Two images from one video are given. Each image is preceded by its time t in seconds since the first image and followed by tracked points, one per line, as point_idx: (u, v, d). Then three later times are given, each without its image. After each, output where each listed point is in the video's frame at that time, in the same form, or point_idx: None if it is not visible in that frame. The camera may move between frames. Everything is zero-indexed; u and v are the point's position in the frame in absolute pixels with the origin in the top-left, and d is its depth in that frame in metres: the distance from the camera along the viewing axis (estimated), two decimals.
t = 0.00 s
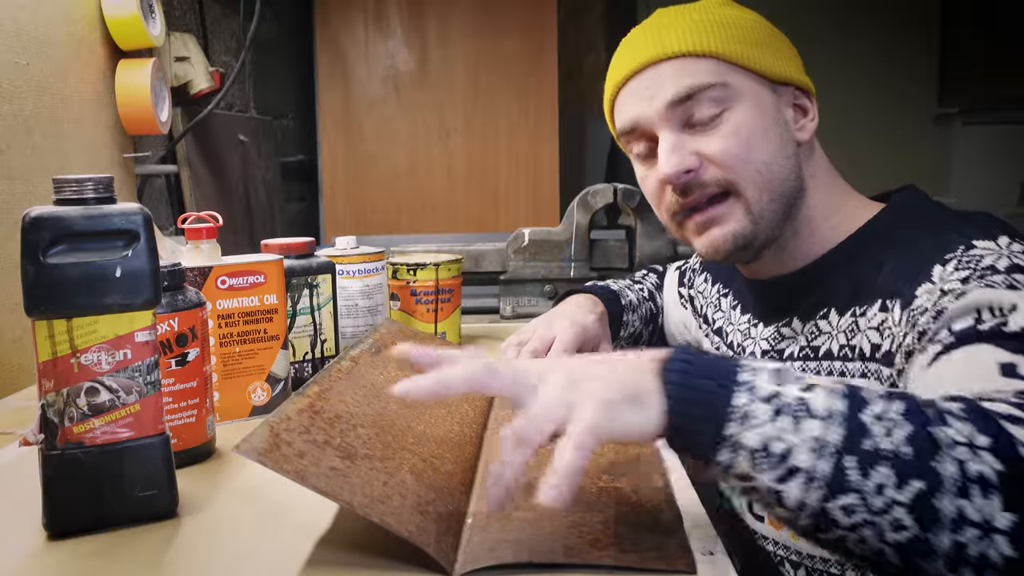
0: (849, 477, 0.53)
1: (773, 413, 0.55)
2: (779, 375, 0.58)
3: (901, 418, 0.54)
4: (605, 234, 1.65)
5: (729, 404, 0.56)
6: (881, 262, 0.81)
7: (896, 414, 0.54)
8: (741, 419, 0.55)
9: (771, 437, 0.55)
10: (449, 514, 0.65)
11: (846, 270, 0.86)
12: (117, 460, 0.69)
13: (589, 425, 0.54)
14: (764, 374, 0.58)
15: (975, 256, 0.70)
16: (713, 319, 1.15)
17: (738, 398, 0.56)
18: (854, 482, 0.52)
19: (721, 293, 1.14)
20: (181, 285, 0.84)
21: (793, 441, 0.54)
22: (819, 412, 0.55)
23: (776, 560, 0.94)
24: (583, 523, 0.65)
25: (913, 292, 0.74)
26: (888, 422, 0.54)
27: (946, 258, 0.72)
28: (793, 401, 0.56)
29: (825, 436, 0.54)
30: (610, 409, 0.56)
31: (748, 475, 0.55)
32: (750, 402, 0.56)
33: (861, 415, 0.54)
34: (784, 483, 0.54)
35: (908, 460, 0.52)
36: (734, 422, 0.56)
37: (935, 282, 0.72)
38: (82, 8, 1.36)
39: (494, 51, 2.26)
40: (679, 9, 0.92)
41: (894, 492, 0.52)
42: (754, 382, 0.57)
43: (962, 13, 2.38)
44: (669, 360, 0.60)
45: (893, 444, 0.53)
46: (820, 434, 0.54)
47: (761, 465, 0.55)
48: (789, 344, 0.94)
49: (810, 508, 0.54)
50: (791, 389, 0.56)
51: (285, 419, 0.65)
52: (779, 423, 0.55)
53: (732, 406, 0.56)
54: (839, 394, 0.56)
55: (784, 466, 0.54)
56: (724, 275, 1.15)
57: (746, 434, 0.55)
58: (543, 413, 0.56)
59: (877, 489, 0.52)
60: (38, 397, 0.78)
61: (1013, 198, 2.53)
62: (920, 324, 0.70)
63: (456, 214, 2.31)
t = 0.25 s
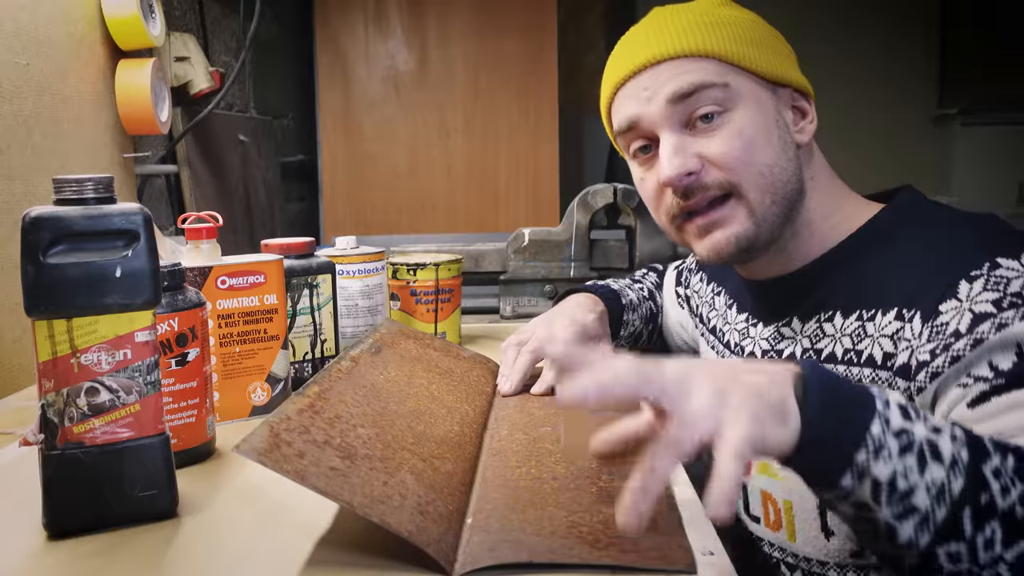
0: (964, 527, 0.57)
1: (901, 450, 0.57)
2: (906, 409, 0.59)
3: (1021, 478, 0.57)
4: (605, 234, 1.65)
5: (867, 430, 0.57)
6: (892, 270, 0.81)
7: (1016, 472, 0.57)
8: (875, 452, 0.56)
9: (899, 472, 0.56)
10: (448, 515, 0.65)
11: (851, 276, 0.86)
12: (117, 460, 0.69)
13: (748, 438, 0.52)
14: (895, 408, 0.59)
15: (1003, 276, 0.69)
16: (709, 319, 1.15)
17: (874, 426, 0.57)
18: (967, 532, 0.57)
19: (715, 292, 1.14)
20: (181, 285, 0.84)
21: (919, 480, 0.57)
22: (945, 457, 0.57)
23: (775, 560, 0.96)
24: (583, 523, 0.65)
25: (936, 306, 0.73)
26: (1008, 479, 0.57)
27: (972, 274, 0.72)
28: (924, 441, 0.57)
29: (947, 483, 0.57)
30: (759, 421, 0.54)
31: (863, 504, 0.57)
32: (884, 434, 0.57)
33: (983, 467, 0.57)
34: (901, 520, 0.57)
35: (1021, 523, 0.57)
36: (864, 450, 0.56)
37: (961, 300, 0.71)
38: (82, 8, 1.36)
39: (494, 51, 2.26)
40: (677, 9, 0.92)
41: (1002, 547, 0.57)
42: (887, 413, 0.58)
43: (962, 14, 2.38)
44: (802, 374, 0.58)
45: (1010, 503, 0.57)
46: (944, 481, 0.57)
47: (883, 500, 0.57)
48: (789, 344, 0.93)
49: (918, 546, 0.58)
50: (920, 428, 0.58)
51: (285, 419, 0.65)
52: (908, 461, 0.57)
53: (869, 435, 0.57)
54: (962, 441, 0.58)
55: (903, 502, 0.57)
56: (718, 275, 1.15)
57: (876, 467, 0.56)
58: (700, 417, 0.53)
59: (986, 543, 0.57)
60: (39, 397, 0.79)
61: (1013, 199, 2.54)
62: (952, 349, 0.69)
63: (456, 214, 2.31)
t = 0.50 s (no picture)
0: None
1: (910, 519, 0.61)
2: (916, 476, 0.63)
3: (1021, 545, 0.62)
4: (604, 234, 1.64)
5: (879, 503, 0.61)
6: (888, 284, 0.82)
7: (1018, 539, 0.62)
8: (886, 524, 0.61)
9: (908, 542, 0.61)
10: (448, 515, 0.65)
11: (848, 288, 0.87)
12: (117, 460, 0.69)
13: (766, 515, 0.57)
14: (906, 477, 0.63)
15: (1000, 300, 0.71)
16: (706, 321, 1.15)
17: (886, 498, 0.61)
18: None
19: (711, 295, 1.14)
20: (181, 286, 0.84)
21: (925, 547, 0.61)
22: (952, 527, 0.62)
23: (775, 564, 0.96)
24: (583, 523, 0.65)
25: (934, 326, 0.74)
26: (1008, 547, 0.62)
27: (970, 296, 0.73)
28: (932, 510, 0.62)
29: (953, 551, 0.62)
30: (778, 495, 0.58)
31: (872, 568, 0.63)
32: (896, 504, 0.61)
33: (987, 534, 0.62)
34: None
35: None
36: (875, 522, 0.61)
37: (958, 322, 0.72)
38: (82, 8, 1.36)
39: (494, 51, 2.26)
40: (665, 27, 0.90)
41: None
42: (898, 482, 0.62)
43: (963, 11, 2.40)
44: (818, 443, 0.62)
45: (1009, 568, 0.62)
46: (949, 548, 0.62)
47: (891, 566, 0.62)
48: (786, 354, 0.94)
49: None
50: (929, 496, 0.62)
51: (286, 418, 0.65)
52: (915, 530, 0.61)
53: (881, 507, 0.61)
54: (969, 508, 0.62)
55: (909, 568, 0.62)
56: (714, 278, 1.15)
57: (887, 536, 0.61)
58: (722, 489, 0.58)
59: None
60: (39, 397, 0.79)
61: (1013, 198, 2.48)
62: (946, 375, 0.71)
63: (456, 214, 2.31)
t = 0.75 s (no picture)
0: None
1: (910, 525, 0.62)
2: (918, 482, 0.64)
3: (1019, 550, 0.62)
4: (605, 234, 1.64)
5: (880, 509, 0.61)
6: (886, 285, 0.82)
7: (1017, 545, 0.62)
8: (887, 529, 0.62)
9: (908, 547, 0.62)
10: (448, 515, 0.65)
11: (846, 288, 0.87)
12: (117, 460, 0.69)
13: (768, 515, 0.56)
14: (907, 482, 0.63)
15: (1002, 302, 0.71)
16: (706, 322, 1.15)
17: (888, 503, 0.62)
18: None
19: (712, 295, 1.14)
20: (181, 285, 0.84)
21: (925, 552, 0.62)
22: (952, 533, 0.62)
23: (775, 565, 0.96)
24: (582, 523, 0.65)
25: (934, 329, 0.74)
26: (1007, 552, 0.62)
27: (971, 298, 0.73)
28: (933, 515, 0.62)
29: (952, 556, 0.62)
30: (780, 498, 0.58)
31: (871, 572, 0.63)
32: (897, 509, 0.62)
33: (987, 540, 0.62)
34: None
35: None
36: (876, 526, 0.61)
37: (959, 324, 0.72)
38: (82, 8, 1.36)
39: (494, 51, 2.26)
40: (661, 33, 0.88)
41: None
42: (900, 487, 0.63)
43: (963, 10, 2.40)
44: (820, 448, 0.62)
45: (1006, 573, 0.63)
46: (948, 553, 0.62)
47: (891, 570, 0.62)
48: (786, 354, 0.94)
49: None
50: (931, 502, 0.63)
51: (286, 418, 0.65)
52: (915, 535, 0.62)
53: (883, 512, 0.61)
54: (969, 514, 0.63)
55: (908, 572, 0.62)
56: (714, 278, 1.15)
57: (888, 541, 0.62)
58: (724, 489, 0.57)
59: None
60: (39, 397, 0.79)
61: (1012, 198, 2.51)
62: (946, 378, 0.70)
63: (456, 215, 2.31)
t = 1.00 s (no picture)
0: None
1: (914, 537, 0.62)
2: (921, 493, 0.64)
3: None
4: (605, 234, 1.65)
5: (884, 521, 0.61)
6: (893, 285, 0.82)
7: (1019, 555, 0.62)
8: (890, 541, 0.62)
9: (910, 558, 0.62)
10: (448, 515, 0.65)
11: (852, 287, 0.87)
12: (117, 460, 0.69)
13: (773, 526, 0.57)
14: (911, 494, 0.63)
15: (1009, 306, 0.71)
16: (709, 322, 1.15)
17: (891, 515, 0.62)
18: None
19: (716, 294, 1.14)
20: (181, 285, 0.84)
21: (928, 564, 0.62)
22: (955, 544, 0.62)
23: (776, 564, 0.96)
24: (582, 523, 0.65)
25: (941, 331, 0.74)
26: (1009, 562, 0.62)
27: (978, 301, 0.73)
28: (935, 528, 0.62)
29: (955, 567, 0.62)
30: (784, 507, 0.58)
31: None
32: (898, 521, 0.62)
33: (989, 552, 0.62)
34: None
35: None
36: (879, 537, 0.61)
37: (966, 328, 0.72)
38: (82, 8, 1.36)
39: (494, 51, 2.26)
40: (684, 16, 0.89)
41: None
42: (903, 499, 0.63)
43: (963, 11, 2.44)
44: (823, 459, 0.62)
45: None
46: (950, 565, 0.62)
47: None
48: (791, 352, 0.94)
49: None
50: (934, 513, 0.63)
51: (286, 419, 0.65)
52: (918, 547, 0.62)
53: (886, 524, 0.61)
54: (971, 525, 0.63)
55: None
56: (718, 278, 1.15)
57: (890, 553, 0.62)
58: (731, 498, 0.58)
59: None
60: (39, 397, 0.79)
61: (1013, 198, 2.54)
62: (952, 380, 0.71)
63: (456, 214, 2.31)
